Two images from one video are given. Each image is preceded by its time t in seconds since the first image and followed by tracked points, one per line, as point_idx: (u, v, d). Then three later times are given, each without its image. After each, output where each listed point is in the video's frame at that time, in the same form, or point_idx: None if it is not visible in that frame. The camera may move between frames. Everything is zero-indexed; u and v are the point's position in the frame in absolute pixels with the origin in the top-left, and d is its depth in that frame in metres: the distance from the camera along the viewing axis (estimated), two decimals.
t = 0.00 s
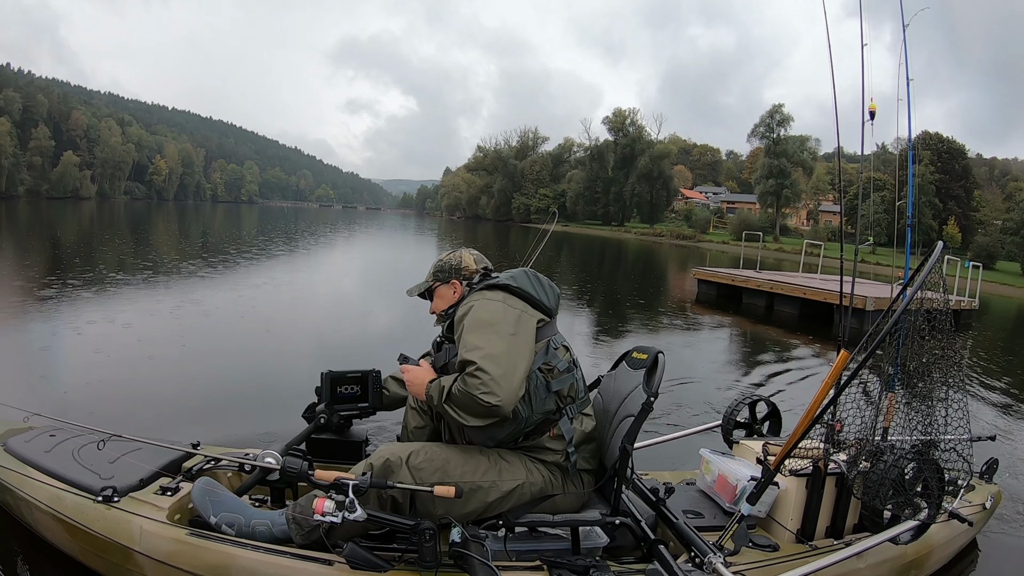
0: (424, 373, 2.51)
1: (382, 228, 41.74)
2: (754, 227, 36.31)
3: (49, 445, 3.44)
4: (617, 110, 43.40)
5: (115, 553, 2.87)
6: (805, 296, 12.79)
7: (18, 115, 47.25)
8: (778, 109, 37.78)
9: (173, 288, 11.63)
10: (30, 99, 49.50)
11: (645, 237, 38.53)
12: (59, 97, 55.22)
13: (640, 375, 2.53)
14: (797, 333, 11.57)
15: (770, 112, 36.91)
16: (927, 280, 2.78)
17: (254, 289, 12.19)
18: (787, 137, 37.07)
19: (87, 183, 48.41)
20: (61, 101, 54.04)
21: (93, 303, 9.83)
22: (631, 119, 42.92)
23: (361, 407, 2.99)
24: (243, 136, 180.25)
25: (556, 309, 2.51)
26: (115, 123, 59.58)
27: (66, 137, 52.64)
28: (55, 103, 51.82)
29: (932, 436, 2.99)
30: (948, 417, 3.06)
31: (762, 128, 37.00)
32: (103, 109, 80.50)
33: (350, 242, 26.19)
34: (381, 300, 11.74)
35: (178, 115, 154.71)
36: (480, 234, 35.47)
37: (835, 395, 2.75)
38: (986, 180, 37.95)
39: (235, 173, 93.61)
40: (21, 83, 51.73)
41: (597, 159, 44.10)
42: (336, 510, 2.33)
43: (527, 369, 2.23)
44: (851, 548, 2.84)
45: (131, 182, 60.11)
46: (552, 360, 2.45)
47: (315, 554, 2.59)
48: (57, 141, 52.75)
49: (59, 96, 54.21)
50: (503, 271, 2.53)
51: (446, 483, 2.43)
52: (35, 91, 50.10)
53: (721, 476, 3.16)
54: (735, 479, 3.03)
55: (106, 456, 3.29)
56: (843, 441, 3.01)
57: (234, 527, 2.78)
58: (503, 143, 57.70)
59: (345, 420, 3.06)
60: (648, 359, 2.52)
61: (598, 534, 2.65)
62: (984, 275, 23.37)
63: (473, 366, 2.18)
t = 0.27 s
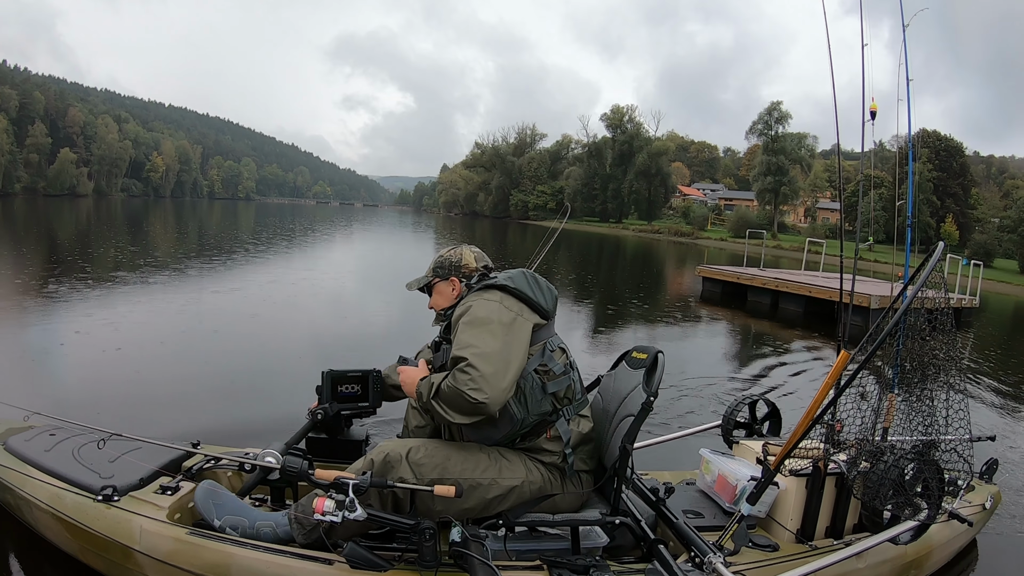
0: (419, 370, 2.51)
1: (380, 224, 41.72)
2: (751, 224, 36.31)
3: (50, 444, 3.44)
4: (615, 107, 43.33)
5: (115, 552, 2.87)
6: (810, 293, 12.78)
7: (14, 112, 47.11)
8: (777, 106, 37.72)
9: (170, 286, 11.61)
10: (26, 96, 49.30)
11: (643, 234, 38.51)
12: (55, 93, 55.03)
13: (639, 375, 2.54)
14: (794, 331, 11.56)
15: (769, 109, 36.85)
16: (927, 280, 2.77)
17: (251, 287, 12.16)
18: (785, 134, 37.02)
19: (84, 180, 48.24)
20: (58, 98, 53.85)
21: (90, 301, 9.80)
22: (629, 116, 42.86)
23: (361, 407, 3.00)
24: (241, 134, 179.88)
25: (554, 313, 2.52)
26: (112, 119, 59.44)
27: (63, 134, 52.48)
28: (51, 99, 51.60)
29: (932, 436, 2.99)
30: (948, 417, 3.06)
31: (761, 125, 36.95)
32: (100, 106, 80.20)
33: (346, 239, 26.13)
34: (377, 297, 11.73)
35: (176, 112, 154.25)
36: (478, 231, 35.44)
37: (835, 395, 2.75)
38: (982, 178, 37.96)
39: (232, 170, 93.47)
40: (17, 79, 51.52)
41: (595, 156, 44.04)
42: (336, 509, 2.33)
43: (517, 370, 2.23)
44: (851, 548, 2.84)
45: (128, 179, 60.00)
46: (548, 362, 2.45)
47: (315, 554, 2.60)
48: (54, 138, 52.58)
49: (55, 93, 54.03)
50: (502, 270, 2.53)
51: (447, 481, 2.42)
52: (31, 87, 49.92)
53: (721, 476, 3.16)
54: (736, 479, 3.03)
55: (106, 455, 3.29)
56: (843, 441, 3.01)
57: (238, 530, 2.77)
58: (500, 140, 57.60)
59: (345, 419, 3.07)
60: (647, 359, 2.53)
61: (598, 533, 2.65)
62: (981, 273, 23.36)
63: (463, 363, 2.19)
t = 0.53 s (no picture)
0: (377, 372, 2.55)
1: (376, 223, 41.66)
2: (749, 222, 36.34)
3: (49, 450, 3.43)
4: (612, 105, 43.30)
5: (113, 559, 2.86)
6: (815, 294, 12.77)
7: (9, 110, 46.89)
8: (774, 105, 37.71)
9: (166, 285, 11.58)
10: (21, 94, 49.04)
11: (640, 233, 38.49)
12: (52, 91, 54.84)
13: (639, 381, 2.53)
14: (792, 330, 11.52)
15: (766, 108, 36.83)
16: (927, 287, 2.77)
17: (247, 286, 12.13)
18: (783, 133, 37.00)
19: (80, 179, 48.05)
20: (54, 96, 53.69)
21: (86, 301, 9.76)
22: (626, 115, 42.84)
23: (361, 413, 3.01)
24: (238, 134, 179.66)
25: (537, 328, 2.52)
26: (108, 118, 59.24)
27: (59, 132, 52.26)
28: (46, 97, 51.45)
29: (933, 442, 2.99)
30: (948, 423, 3.06)
31: (758, 124, 36.93)
32: (96, 105, 80.00)
33: (343, 237, 26.14)
34: (373, 296, 11.69)
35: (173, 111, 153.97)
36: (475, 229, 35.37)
37: (836, 402, 2.74)
38: (978, 178, 38.04)
39: (229, 170, 93.32)
40: (12, 77, 51.27)
41: (592, 154, 43.97)
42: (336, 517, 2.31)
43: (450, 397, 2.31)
44: (853, 555, 2.83)
45: (124, 177, 59.79)
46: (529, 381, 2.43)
47: (313, 561, 2.59)
48: (50, 136, 52.35)
49: (51, 90, 53.82)
50: (486, 281, 2.55)
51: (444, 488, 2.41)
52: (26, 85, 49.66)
53: (722, 482, 3.15)
54: (736, 486, 3.02)
55: (105, 462, 3.28)
56: (844, 447, 3.00)
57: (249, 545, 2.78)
58: (497, 139, 57.59)
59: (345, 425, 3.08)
60: (647, 365, 2.52)
61: (599, 540, 2.64)
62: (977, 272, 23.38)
63: (394, 385, 2.27)
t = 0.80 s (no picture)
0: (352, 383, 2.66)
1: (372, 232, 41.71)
2: (744, 231, 36.30)
3: (51, 443, 3.45)
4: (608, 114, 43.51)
5: (116, 551, 2.87)
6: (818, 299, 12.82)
7: (6, 118, 46.91)
8: (770, 113, 37.89)
9: (161, 293, 11.58)
10: (19, 101, 49.13)
11: (636, 240, 38.57)
12: (49, 99, 54.94)
13: (638, 374, 2.53)
14: (789, 336, 11.48)
15: (761, 116, 37.04)
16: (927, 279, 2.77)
17: (242, 293, 12.13)
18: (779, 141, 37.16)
19: (76, 186, 47.92)
20: (50, 104, 53.69)
21: (82, 308, 9.76)
22: (622, 123, 43.07)
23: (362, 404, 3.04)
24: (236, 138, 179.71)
25: (502, 333, 2.47)
26: (105, 126, 59.38)
27: (55, 140, 52.27)
28: (43, 105, 51.52)
29: (934, 435, 3.00)
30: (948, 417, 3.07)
31: (754, 132, 37.11)
32: (93, 111, 80.04)
33: (339, 246, 26.16)
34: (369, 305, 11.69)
35: (171, 116, 154.00)
36: (471, 238, 35.47)
37: (836, 393, 2.74)
38: (973, 183, 38.09)
39: (226, 177, 93.47)
40: (9, 84, 51.35)
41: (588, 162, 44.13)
42: (337, 508, 2.32)
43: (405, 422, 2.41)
44: (853, 546, 2.83)
45: (120, 186, 59.76)
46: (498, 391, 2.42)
47: (315, 552, 2.60)
48: (47, 144, 52.35)
49: (48, 98, 53.94)
50: (447, 291, 2.51)
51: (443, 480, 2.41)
52: (24, 93, 49.81)
53: (722, 474, 3.16)
54: (736, 478, 3.03)
55: (107, 454, 3.30)
56: (844, 439, 3.01)
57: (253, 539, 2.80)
58: (493, 147, 57.66)
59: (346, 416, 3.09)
60: (646, 357, 2.52)
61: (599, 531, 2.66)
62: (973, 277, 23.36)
63: (355, 421, 2.39)
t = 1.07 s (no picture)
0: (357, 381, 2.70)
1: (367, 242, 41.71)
2: (739, 242, 36.18)
3: (54, 435, 3.46)
4: (603, 125, 43.68)
5: (119, 543, 2.88)
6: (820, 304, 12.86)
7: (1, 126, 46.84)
8: (764, 124, 38.00)
9: (157, 303, 11.57)
10: (15, 110, 49.09)
11: (632, 251, 38.59)
12: (45, 108, 54.94)
13: (641, 364, 2.53)
14: (785, 344, 11.45)
15: (755, 126, 37.21)
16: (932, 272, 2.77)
17: (238, 304, 12.15)
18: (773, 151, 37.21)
19: (71, 196, 47.77)
20: (47, 114, 53.73)
21: (78, 318, 9.74)
22: (617, 134, 43.23)
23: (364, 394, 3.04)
24: (231, 145, 179.54)
25: (494, 330, 2.46)
26: (101, 135, 59.39)
27: (50, 149, 52.16)
28: (39, 114, 51.61)
29: (935, 428, 3.01)
30: (949, 409, 3.08)
31: (748, 142, 37.25)
32: (89, 121, 80.13)
33: (334, 258, 26.14)
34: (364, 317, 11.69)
35: (167, 123, 153.87)
36: (466, 248, 35.47)
37: (838, 385, 2.75)
38: (967, 192, 38.19)
39: (221, 186, 93.43)
40: (5, 93, 51.35)
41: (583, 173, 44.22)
42: (339, 500, 2.33)
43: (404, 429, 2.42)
44: (853, 538, 2.85)
45: (115, 196, 59.61)
46: (494, 392, 2.43)
47: (318, 544, 2.61)
48: (42, 153, 52.20)
49: (44, 108, 53.97)
50: (433, 296, 2.49)
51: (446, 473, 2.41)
52: (20, 102, 49.83)
53: (724, 466, 3.16)
54: (738, 468, 3.03)
55: (110, 447, 3.30)
56: (846, 431, 3.02)
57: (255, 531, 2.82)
58: (489, 158, 57.79)
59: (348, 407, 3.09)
60: (648, 348, 2.52)
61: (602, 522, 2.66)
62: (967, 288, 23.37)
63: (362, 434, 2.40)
